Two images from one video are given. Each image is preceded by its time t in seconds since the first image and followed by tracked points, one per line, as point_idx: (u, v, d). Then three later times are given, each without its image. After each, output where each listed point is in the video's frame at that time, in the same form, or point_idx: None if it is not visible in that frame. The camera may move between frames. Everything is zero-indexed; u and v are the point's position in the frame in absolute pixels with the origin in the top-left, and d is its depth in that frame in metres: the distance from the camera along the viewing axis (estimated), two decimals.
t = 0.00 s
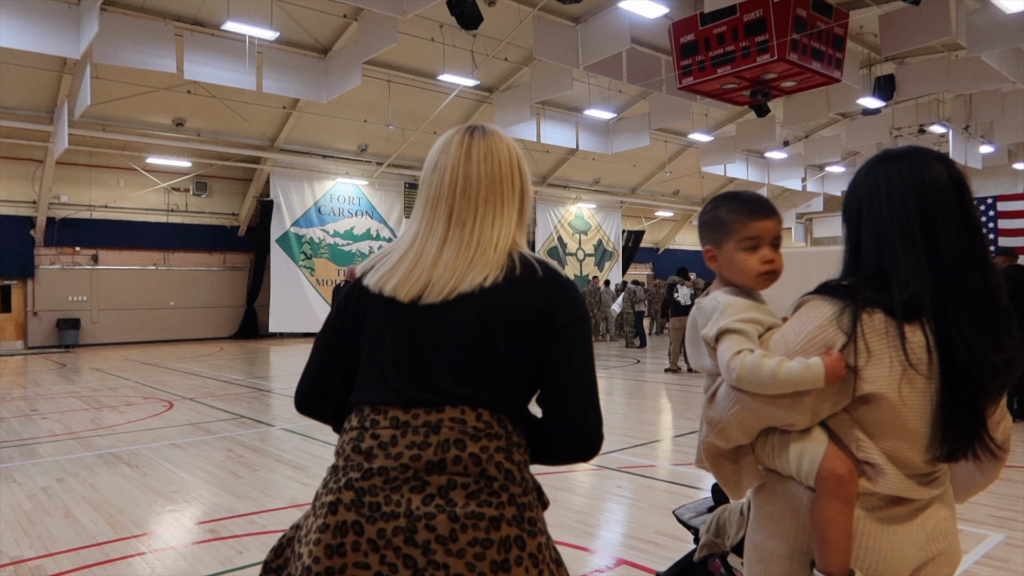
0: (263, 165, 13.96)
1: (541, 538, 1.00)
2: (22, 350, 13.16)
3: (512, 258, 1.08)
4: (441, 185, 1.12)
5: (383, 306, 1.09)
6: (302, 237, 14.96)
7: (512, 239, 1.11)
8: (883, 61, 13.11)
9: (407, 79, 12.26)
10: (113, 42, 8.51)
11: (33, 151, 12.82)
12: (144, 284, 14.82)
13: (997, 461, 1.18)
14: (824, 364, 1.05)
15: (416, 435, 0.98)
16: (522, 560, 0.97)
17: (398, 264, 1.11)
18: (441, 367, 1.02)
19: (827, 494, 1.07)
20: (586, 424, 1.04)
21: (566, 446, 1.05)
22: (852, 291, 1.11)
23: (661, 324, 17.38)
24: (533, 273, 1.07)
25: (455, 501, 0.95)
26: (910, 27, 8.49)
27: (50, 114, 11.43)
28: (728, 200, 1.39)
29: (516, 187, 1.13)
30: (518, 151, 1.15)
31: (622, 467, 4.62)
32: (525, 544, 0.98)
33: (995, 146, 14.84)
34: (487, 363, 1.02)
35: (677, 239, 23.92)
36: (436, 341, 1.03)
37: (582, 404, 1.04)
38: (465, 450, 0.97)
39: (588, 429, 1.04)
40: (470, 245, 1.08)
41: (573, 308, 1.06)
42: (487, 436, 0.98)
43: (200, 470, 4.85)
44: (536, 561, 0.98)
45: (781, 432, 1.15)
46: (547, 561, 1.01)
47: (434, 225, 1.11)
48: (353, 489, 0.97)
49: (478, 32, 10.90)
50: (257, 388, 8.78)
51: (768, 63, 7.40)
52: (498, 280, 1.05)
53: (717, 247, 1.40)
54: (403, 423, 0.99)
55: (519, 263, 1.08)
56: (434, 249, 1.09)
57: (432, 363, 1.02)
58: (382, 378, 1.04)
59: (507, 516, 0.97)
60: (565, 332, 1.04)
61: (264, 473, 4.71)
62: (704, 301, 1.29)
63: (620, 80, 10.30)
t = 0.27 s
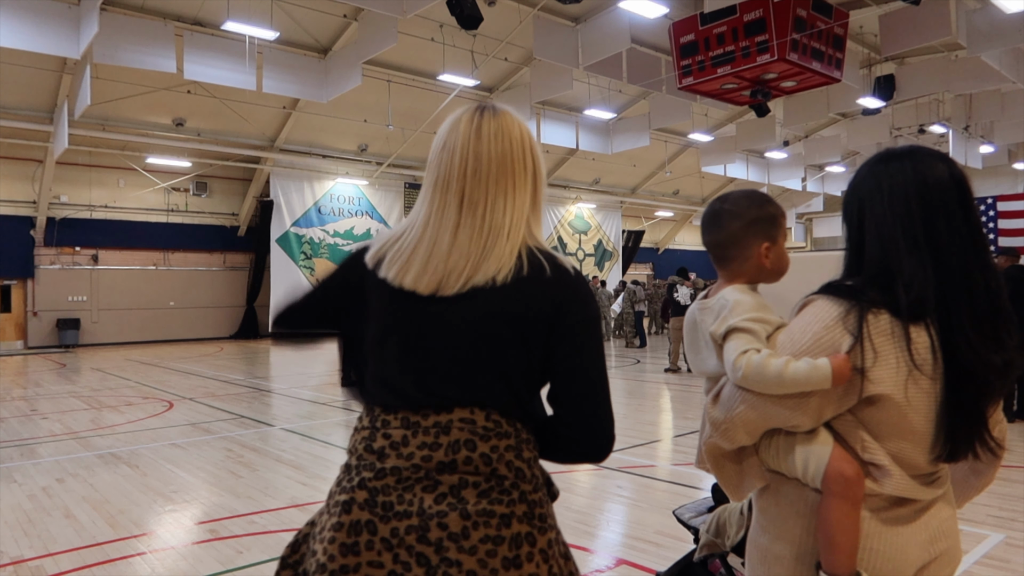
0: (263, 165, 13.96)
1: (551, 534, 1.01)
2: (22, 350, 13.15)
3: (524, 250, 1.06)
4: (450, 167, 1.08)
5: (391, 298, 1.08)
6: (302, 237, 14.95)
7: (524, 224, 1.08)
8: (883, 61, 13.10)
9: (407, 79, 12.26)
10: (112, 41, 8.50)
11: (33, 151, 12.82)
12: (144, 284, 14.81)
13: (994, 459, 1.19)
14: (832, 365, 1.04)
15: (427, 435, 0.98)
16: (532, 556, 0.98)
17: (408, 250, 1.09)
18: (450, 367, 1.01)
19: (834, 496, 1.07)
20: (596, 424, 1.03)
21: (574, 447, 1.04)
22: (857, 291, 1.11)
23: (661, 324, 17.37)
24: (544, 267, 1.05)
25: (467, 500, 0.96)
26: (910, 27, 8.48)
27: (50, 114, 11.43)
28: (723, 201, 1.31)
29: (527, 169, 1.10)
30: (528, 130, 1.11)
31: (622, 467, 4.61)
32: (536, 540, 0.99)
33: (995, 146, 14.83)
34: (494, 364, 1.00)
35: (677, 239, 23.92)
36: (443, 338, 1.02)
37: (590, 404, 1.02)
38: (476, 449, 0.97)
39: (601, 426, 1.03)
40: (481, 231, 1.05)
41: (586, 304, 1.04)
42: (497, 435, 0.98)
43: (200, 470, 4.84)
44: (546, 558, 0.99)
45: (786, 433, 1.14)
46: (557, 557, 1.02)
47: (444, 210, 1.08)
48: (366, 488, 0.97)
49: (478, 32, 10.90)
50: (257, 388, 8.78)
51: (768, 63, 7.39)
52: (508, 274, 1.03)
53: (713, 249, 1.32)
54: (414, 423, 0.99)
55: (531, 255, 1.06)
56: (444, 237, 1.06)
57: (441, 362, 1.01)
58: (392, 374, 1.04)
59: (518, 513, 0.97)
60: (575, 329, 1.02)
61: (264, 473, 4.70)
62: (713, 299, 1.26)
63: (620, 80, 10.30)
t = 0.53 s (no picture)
0: (263, 165, 13.96)
1: (555, 526, 1.00)
2: (22, 350, 13.14)
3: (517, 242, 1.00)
4: (432, 148, 1.00)
5: (387, 294, 1.06)
6: (302, 237, 14.95)
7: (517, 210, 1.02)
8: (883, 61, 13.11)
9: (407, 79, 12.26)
10: (112, 41, 8.50)
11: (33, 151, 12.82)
12: (144, 284, 14.81)
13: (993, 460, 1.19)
14: (839, 362, 1.03)
15: (429, 436, 0.99)
16: (535, 549, 0.97)
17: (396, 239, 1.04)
18: (447, 367, 1.00)
19: (842, 497, 1.07)
20: (597, 418, 1.01)
21: (576, 445, 1.02)
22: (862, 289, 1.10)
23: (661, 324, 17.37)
24: (538, 262, 1.00)
25: (469, 496, 0.96)
26: (910, 27, 8.48)
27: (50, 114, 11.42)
28: (742, 192, 1.29)
29: (516, 149, 1.02)
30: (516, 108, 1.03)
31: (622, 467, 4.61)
32: (538, 533, 0.98)
33: (995, 146, 14.83)
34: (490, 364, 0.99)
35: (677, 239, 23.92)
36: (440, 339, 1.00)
37: (590, 400, 1.00)
38: (476, 449, 0.97)
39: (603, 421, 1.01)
40: (466, 218, 0.98)
41: (583, 298, 1.01)
42: (496, 434, 0.98)
43: (200, 470, 4.84)
44: (550, 549, 0.98)
45: (792, 432, 1.13)
46: (563, 548, 1.01)
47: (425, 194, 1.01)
48: (374, 488, 0.99)
49: (478, 32, 10.90)
50: (257, 388, 8.78)
51: (768, 63, 7.39)
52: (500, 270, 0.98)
53: (722, 243, 1.31)
54: (415, 425, 1.00)
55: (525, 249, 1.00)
56: (427, 224, 0.99)
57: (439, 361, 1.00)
58: (395, 376, 1.05)
59: (519, 508, 0.97)
60: (571, 326, 0.99)
61: (263, 473, 4.70)
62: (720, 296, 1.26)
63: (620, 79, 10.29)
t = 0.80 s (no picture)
0: (263, 165, 13.98)
1: (561, 522, 1.02)
2: (23, 350, 13.15)
3: (504, 240, 1.01)
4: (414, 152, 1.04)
5: (386, 295, 1.07)
6: (302, 237, 14.96)
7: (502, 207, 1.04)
8: (883, 61, 13.12)
9: (408, 79, 12.28)
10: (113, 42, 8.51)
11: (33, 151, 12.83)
12: (144, 284, 14.83)
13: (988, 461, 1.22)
14: (860, 363, 1.04)
15: (436, 437, 0.99)
16: (542, 544, 0.99)
17: (386, 242, 1.06)
18: (450, 368, 1.01)
19: (858, 498, 1.08)
20: (601, 416, 1.02)
21: (576, 441, 1.04)
22: (877, 289, 1.12)
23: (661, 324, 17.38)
24: (527, 259, 1.01)
25: (478, 494, 0.97)
26: (910, 27, 8.48)
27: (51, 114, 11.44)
28: (751, 187, 1.30)
29: (496, 145, 1.03)
30: (496, 105, 1.05)
31: (622, 467, 4.63)
32: (545, 529, 1.00)
33: (995, 146, 14.84)
34: (488, 364, 1.00)
35: (677, 239, 23.93)
36: (440, 339, 1.02)
37: (598, 400, 1.02)
38: (484, 449, 0.98)
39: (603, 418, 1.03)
40: (448, 215, 1.00)
41: (580, 296, 1.03)
42: (503, 434, 1.00)
43: (200, 470, 4.86)
44: (555, 545, 1.00)
45: (806, 433, 1.14)
46: (568, 542, 1.03)
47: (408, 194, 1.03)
48: (384, 488, 1.00)
49: (478, 32, 10.91)
50: (257, 388, 8.80)
51: (768, 63, 7.40)
52: (488, 268, 0.99)
53: (734, 238, 1.32)
54: (423, 426, 1.01)
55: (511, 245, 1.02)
56: (411, 224, 1.01)
57: (440, 362, 1.02)
58: (399, 379, 1.06)
59: (526, 505, 0.99)
60: (572, 325, 1.01)
61: (264, 473, 4.71)
62: (732, 294, 1.25)
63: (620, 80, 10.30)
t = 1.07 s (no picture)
0: (263, 165, 13.97)
1: (567, 518, 1.01)
2: (22, 350, 13.14)
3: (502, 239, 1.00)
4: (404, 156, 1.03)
5: (388, 294, 1.07)
6: (302, 237, 14.95)
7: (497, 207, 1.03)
8: (883, 61, 13.11)
9: (407, 79, 12.27)
10: (113, 42, 8.50)
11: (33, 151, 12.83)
12: (144, 284, 14.82)
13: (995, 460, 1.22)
14: (883, 363, 1.03)
15: (442, 435, 0.99)
16: (549, 540, 0.98)
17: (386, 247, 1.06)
18: (453, 367, 1.00)
19: (880, 497, 1.07)
20: (606, 411, 1.02)
21: (578, 436, 1.04)
22: (890, 290, 1.11)
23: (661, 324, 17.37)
24: (526, 259, 1.01)
25: (486, 491, 0.96)
26: (910, 27, 8.47)
27: (51, 114, 11.43)
28: (760, 186, 1.28)
29: (492, 145, 1.02)
30: (490, 104, 1.04)
31: (622, 467, 4.62)
32: (552, 525, 0.99)
33: (994, 146, 14.83)
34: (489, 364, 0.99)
35: (677, 239, 23.93)
36: (443, 339, 1.01)
37: (603, 398, 1.01)
38: (490, 447, 0.97)
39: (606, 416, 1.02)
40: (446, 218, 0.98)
41: (581, 293, 1.02)
42: (510, 431, 0.99)
43: (200, 470, 4.85)
44: (563, 541, 0.99)
45: (824, 434, 1.13)
46: (575, 537, 1.02)
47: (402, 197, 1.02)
48: (393, 486, 0.99)
49: (478, 32, 10.91)
50: (257, 388, 8.79)
51: (768, 63, 7.38)
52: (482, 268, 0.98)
53: (741, 240, 1.30)
54: (431, 424, 1.00)
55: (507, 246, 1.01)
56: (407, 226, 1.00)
57: (443, 362, 1.01)
58: (405, 378, 1.05)
59: (534, 501, 0.98)
60: (574, 324, 1.00)
61: (264, 473, 4.70)
62: (739, 298, 1.24)
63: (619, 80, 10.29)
